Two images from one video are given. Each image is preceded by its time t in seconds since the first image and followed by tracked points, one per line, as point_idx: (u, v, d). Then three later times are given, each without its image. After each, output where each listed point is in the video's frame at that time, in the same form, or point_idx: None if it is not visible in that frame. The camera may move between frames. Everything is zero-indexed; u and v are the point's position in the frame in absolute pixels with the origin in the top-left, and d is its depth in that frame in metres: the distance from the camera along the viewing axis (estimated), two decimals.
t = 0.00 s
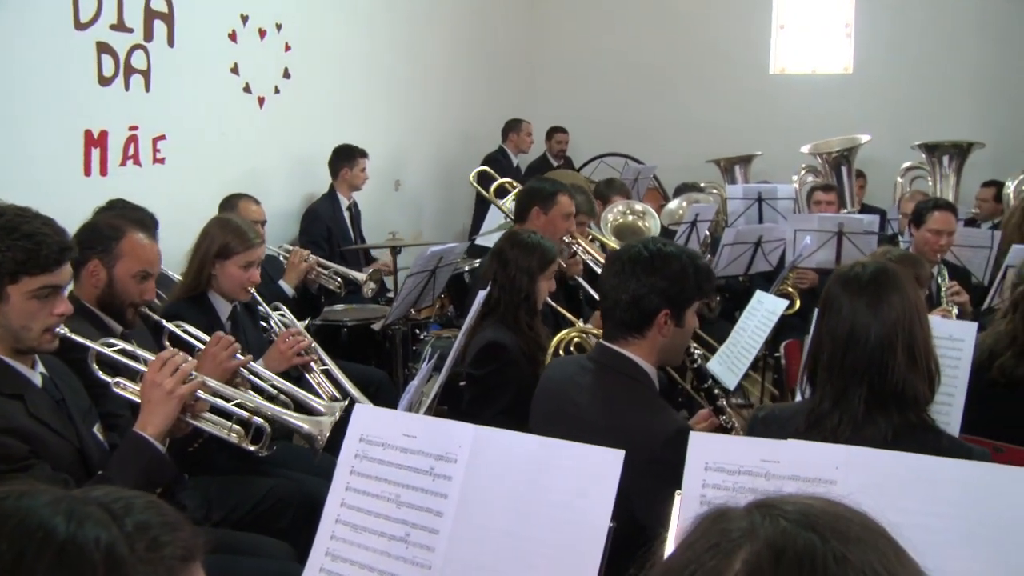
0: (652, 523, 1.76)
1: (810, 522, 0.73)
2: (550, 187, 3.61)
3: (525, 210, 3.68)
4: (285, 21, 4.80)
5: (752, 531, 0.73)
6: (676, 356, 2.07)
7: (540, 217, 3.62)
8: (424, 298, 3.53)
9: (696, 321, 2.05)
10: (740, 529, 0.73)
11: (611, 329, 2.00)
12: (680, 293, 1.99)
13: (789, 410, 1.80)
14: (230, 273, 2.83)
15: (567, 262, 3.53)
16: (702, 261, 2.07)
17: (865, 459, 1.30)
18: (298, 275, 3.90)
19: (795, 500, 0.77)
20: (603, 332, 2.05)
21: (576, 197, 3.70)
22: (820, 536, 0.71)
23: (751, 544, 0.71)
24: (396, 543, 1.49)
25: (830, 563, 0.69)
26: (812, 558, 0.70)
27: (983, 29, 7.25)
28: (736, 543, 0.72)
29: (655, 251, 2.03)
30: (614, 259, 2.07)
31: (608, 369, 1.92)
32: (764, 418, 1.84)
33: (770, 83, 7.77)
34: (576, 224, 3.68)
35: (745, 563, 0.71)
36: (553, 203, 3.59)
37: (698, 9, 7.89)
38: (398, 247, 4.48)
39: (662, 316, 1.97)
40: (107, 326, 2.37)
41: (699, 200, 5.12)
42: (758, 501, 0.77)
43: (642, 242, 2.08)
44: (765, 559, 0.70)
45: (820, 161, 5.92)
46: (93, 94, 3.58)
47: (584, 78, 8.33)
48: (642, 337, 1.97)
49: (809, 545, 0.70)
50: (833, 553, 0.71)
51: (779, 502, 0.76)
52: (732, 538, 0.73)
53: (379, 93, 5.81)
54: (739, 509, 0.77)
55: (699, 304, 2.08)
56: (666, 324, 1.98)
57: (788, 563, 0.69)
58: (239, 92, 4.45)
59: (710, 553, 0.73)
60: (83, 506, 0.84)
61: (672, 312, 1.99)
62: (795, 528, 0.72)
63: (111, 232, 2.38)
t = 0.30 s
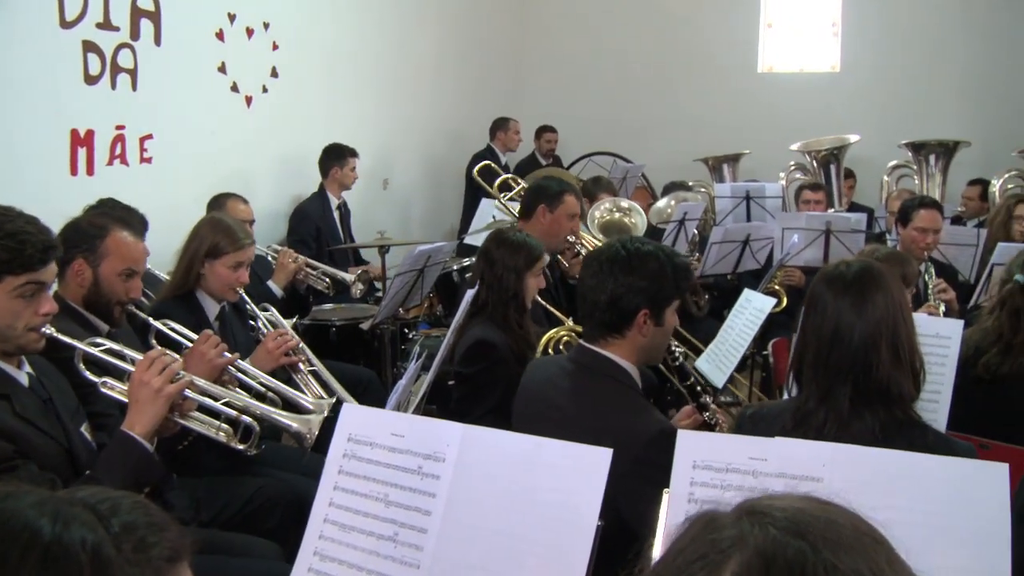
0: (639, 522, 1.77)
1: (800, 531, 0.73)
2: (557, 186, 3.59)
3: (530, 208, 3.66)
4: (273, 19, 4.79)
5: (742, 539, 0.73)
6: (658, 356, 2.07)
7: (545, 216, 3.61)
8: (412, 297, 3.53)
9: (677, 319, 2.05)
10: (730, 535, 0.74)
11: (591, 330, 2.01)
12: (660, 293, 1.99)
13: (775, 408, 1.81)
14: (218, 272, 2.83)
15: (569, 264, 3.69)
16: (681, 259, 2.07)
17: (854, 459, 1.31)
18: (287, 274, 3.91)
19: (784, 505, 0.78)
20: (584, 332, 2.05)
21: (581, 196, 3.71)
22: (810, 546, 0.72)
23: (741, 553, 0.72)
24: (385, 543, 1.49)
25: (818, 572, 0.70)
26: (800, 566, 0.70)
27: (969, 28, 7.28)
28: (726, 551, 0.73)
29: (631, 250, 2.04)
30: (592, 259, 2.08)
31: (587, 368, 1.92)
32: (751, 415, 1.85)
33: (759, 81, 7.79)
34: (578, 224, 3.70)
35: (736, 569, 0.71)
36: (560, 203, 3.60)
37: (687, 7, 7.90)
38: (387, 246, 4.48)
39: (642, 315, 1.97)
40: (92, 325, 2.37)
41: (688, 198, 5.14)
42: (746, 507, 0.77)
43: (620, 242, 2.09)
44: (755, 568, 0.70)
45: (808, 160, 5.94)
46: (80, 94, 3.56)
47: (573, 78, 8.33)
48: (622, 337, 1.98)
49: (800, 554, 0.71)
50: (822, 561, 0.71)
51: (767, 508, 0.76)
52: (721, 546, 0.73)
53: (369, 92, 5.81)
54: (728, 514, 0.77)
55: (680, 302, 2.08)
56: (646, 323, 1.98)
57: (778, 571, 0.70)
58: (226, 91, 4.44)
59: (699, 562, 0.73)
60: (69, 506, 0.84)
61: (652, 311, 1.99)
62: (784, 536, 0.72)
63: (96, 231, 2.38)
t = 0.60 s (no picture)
0: (630, 520, 1.78)
1: (797, 527, 0.73)
2: (566, 186, 3.60)
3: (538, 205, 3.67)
4: (263, 16, 4.77)
5: (738, 536, 0.73)
6: (646, 354, 2.08)
7: (553, 215, 3.64)
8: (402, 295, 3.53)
9: (665, 318, 2.06)
10: (728, 532, 0.74)
11: (580, 330, 2.01)
12: (649, 292, 1.99)
13: (765, 404, 1.82)
14: (208, 269, 2.82)
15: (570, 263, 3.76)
16: (669, 258, 2.08)
17: (844, 456, 1.32)
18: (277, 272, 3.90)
19: (779, 502, 0.78)
20: (572, 332, 2.06)
21: (589, 196, 3.72)
22: (807, 541, 0.72)
23: (739, 550, 0.72)
24: (377, 541, 1.49)
25: (817, 567, 0.70)
26: (797, 561, 0.70)
27: (958, 28, 7.32)
28: (724, 547, 0.73)
29: (619, 249, 2.04)
30: (579, 258, 2.08)
31: (574, 369, 1.93)
32: (741, 412, 1.85)
33: (749, 80, 7.81)
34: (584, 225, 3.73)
35: (734, 564, 0.71)
36: (569, 203, 3.61)
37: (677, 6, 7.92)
38: (377, 244, 4.46)
39: (630, 315, 1.98)
40: (81, 323, 2.35)
41: (679, 196, 5.15)
42: (741, 504, 0.78)
43: (607, 241, 2.09)
44: (753, 565, 0.71)
45: (798, 159, 5.97)
46: (68, 91, 3.54)
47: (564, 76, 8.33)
48: (610, 337, 1.98)
49: (798, 550, 0.71)
50: (820, 557, 0.72)
51: (763, 505, 0.77)
52: (719, 544, 0.73)
53: (359, 90, 5.79)
54: (724, 512, 0.78)
55: (668, 300, 2.09)
56: (634, 323, 1.99)
57: (775, 568, 0.70)
58: (216, 88, 4.42)
59: (697, 560, 0.73)
60: (65, 502, 0.84)
61: (641, 311, 1.99)
62: (781, 533, 0.72)
63: (85, 228, 2.36)
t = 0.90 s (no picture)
0: (635, 518, 1.78)
1: (794, 520, 0.73)
2: (589, 187, 3.60)
3: (560, 205, 3.67)
4: (269, 14, 4.78)
5: (735, 529, 0.73)
6: (652, 352, 2.08)
7: (575, 216, 3.63)
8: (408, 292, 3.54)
9: (670, 316, 2.05)
10: (725, 525, 0.74)
11: (586, 328, 2.01)
12: (654, 290, 1.99)
13: (771, 402, 1.81)
14: (213, 267, 2.82)
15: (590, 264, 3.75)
16: (674, 255, 2.08)
17: (848, 455, 1.31)
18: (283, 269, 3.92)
19: (776, 496, 0.78)
20: (578, 330, 2.05)
21: (610, 199, 3.72)
22: (803, 534, 0.72)
23: (736, 543, 0.72)
24: (383, 539, 1.49)
25: (813, 560, 0.70)
26: (794, 554, 0.70)
27: (965, 26, 7.29)
28: (722, 540, 0.73)
29: (624, 247, 2.04)
30: (585, 255, 2.07)
31: (580, 367, 1.93)
32: (745, 410, 1.85)
33: (754, 78, 7.80)
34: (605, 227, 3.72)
35: (730, 556, 0.71)
36: (591, 204, 3.61)
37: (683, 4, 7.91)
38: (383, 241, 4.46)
39: (635, 314, 1.98)
40: (88, 321, 2.36)
41: (686, 194, 5.15)
42: (738, 499, 0.78)
43: (613, 238, 2.08)
44: (751, 558, 0.71)
45: (805, 157, 5.95)
46: (74, 88, 3.55)
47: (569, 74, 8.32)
48: (617, 336, 1.98)
49: (793, 543, 0.71)
50: (816, 549, 0.71)
51: (759, 500, 0.77)
52: (717, 537, 0.73)
53: (365, 88, 5.80)
54: (722, 506, 0.77)
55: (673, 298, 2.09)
56: (639, 322, 1.99)
57: (774, 561, 0.70)
58: (222, 86, 4.43)
59: (696, 553, 0.73)
60: (71, 498, 0.84)
61: (646, 309, 1.99)
62: (777, 526, 0.72)
63: (92, 226, 2.37)
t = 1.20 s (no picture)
0: (634, 516, 1.77)
1: (788, 512, 0.73)
2: (602, 189, 3.61)
3: (572, 205, 3.66)
4: (269, 13, 4.78)
5: (728, 520, 0.73)
6: (652, 348, 2.07)
7: (588, 216, 3.62)
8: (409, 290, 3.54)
9: (669, 312, 2.05)
10: (719, 517, 0.74)
11: (586, 323, 2.01)
12: (654, 285, 1.99)
13: (771, 399, 1.80)
14: (213, 265, 2.83)
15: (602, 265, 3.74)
16: (672, 250, 2.07)
17: (848, 451, 1.31)
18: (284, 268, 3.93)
19: (770, 489, 0.78)
20: (579, 326, 2.05)
21: (621, 202, 3.74)
22: (794, 524, 0.72)
23: (729, 533, 0.71)
24: (382, 537, 1.49)
25: (804, 550, 0.70)
26: (787, 544, 0.70)
27: (966, 22, 7.27)
28: (714, 531, 0.72)
29: (623, 243, 2.03)
30: (584, 251, 2.06)
31: (580, 363, 1.93)
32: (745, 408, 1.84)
33: (756, 76, 7.78)
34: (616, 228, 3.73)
35: (722, 548, 0.71)
36: (605, 206, 3.62)
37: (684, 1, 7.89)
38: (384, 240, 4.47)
39: (635, 309, 1.97)
40: (89, 320, 2.37)
41: (687, 191, 5.14)
42: (731, 492, 0.77)
43: (612, 234, 2.07)
44: (744, 549, 0.70)
45: (807, 154, 5.94)
46: (76, 87, 3.56)
47: (570, 71, 8.32)
48: (616, 331, 1.98)
49: (785, 533, 0.71)
50: (808, 539, 0.71)
51: (752, 493, 0.76)
52: (710, 528, 0.73)
53: (365, 86, 5.80)
54: (715, 499, 0.77)
55: (673, 293, 2.08)
56: (639, 317, 1.98)
57: (766, 552, 0.70)
58: (223, 85, 4.43)
59: (690, 544, 0.73)
60: (66, 496, 0.84)
61: (646, 305, 1.99)
62: (769, 517, 0.72)
63: (92, 225, 2.38)
